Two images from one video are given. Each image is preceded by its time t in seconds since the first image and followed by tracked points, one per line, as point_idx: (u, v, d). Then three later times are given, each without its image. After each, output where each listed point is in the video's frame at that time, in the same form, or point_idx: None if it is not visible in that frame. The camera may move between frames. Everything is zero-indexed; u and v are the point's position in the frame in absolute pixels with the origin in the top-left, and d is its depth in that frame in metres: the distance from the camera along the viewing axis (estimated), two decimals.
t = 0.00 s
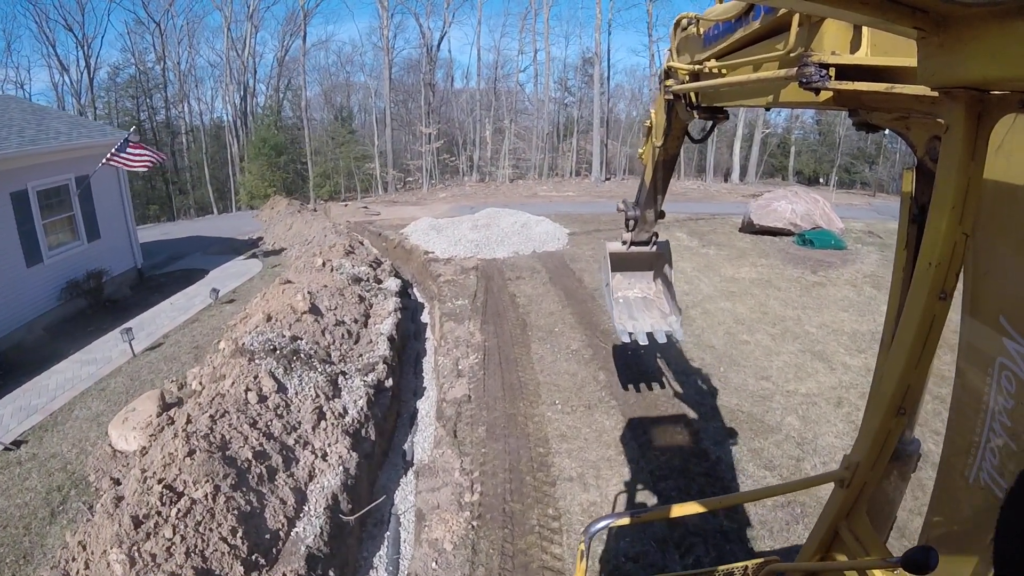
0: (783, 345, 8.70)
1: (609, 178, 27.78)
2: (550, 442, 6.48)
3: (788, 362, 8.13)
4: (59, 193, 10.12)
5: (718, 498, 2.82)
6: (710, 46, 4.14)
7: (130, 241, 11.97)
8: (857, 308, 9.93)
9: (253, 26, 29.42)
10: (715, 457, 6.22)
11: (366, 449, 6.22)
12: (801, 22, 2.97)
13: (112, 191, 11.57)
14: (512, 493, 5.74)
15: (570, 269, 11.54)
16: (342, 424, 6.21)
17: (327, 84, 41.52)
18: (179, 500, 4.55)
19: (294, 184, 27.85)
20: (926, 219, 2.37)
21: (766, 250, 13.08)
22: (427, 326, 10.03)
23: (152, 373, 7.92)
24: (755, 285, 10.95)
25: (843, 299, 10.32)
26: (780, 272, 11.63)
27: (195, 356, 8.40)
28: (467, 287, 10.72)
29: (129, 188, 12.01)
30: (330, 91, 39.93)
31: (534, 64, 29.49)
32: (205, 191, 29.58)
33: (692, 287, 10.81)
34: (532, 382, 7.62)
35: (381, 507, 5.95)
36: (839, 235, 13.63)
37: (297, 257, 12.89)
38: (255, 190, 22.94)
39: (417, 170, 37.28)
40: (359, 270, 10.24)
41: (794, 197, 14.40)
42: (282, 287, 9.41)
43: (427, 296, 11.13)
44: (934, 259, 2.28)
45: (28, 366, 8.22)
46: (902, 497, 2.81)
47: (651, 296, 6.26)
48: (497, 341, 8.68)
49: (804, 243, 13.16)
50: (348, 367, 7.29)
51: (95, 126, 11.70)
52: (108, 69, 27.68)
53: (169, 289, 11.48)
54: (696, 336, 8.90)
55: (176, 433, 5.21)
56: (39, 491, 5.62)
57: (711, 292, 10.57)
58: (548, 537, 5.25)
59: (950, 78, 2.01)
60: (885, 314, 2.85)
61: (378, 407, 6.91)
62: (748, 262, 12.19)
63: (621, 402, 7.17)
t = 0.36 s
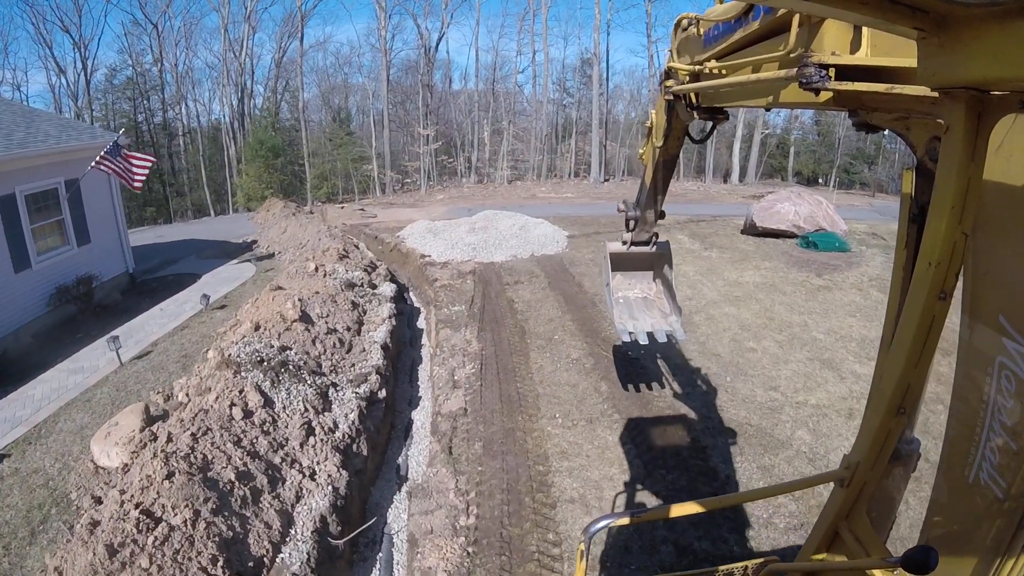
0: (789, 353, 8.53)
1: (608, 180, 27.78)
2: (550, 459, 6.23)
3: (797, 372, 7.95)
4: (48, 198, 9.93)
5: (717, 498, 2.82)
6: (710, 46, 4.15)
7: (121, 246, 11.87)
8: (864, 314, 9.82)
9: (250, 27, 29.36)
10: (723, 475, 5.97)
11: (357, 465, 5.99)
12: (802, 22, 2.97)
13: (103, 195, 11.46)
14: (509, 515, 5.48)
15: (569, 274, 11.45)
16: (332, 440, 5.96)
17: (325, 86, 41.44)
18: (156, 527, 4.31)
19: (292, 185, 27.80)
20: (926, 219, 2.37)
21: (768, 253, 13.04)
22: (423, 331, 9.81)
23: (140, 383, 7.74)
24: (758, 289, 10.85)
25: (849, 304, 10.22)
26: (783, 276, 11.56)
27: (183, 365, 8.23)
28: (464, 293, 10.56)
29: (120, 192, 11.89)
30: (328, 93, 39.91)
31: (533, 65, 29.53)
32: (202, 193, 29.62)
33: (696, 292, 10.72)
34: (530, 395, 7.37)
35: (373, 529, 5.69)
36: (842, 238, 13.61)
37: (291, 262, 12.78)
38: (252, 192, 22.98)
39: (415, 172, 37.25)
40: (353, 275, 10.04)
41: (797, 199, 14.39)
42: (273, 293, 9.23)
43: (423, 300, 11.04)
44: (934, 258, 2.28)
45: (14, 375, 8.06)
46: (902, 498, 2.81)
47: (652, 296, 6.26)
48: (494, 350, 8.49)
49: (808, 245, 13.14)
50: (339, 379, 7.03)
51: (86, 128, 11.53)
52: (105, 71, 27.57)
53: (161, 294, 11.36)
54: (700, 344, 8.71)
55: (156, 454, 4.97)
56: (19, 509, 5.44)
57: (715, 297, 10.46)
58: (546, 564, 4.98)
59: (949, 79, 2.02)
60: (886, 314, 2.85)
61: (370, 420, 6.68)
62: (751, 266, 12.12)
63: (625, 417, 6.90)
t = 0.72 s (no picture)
0: (802, 363, 8.31)
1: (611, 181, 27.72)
2: (554, 479, 5.99)
3: (811, 383, 7.72)
4: (43, 200, 9.87)
5: (718, 499, 2.82)
6: (709, 46, 4.13)
7: (118, 249, 11.74)
8: (876, 321, 9.63)
9: (253, 27, 29.36)
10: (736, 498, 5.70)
11: (352, 482, 5.83)
12: (801, 22, 2.96)
13: (99, 197, 11.37)
14: (510, 541, 5.25)
15: (574, 278, 11.31)
16: (326, 456, 5.78)
17: (327, 87, 41.40)
18: (136, 554, 4.09)
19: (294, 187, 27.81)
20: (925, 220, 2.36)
21: (776, 257, 12.89)
22: (424, 336, 9.79)
23: (132, 391, 7.37)
24: (768, 295, 10.66)
25: (861, 310, 10.05)
26: (793, 281, 11.39)
27: (175, 373, 7.88)
28: (466, 298, 10.37)
29: (118, 195, 11.82)
30: (331, 93, 39.93)
31: (536, 66, 29.52)
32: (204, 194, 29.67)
33: (703, 297, 10.52)
34: (533, 408, 7.14)
35: (366, 552, 5.51)
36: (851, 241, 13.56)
37: (289, 266, 12.56)
38: (254, 192, 23.43)
39: (418, 173, 37.19)
40: (352, 279, 9.98)
41: (805, 202, 14.32)
42: (271, 294, 8.96)
43: (424, 305, 10.94)
44: (933, 258, 2.27)
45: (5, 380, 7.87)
46: (902, 497, 2.80)
47: (650, 297, 6.27)
48: (496, 359, 8.27)
49: (817, 249, 13.11)
50: (334, 391, 6.85)
51: (82, 130, 11.46)
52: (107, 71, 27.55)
53: (157, 297, 11.15)
54: (711, 354, 8.47)
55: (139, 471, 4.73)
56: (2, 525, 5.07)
57: (724, 303, 10.25)
58: None
59: (947, 80, 2.02)
60: (886, 314, 2.84)
61: (367, 433, 6.53)
62: (759, 271, 11.93)
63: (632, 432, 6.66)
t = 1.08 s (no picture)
0: (814, 373, 8.08)
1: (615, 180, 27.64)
2: (558, 499, 5.77)
3: (825, 395, 7.50)
4: (36, 201, 9.64)
5: (718, 498, 2.82)
6: (709, 45, 4.12)
7: (114, 250, 11.53)
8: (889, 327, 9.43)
9: (255, 26, 29.34)
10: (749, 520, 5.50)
11: (345, 499, 5.69)
12: (800, 22, 2.96)
13: (94, 197, 11.14)
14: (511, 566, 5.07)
15: (578, 281, 11.19)
16: (318, 472, 5.63)
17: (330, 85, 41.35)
18: None
19: (296, 186, 27.86)
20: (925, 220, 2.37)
21: (783, 260, 12.74)
22: (423, 340, 9.69)
23: (121, 399, 7.31)
24: (778, 300, 10.45)
25: (873, 315, 9.87)
26: (803, 285, 11.19)
27: (165, 380, 7.79)
28: (467, 304, 10.19)
29: (113, 195, 11.58)
30: (334, 92, 39.91)
31: (540, 65, 29.48)
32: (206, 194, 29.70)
33: (712, 302, 10.30)
34: (536, 420, 6.92)
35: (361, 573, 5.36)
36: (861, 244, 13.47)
37: (286, 268, 12.41)
38: (255, 192, 23.47)
39: (421, 172, 37.11)
40: (350, 283, 9.85)
41: (814, 203, 14.19)
42: (267, 301, 8.81)
43: (424, 309, 10.87)
44: (933, 258, 2.29)
45: None
46: (902, 497, 2.79)
47: (648, 296, 6.27)
48: (498, 367, 8.07)
49: (826, 252, 13.01)
50: (329, 402, 6.70)
51: (76, 129, 11.25)
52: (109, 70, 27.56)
53: (153, 299, 11.04)
54: (721, 362, 8.25)
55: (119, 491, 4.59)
56: None
57: (733, 309, 10.03)
58: None
59: (948, 79, 2.01)
60: (886, 314, 2.84)
61: (362, 446, 6.39)
62: (768, 274, 11.72)
63: (638, 448, 6.42)
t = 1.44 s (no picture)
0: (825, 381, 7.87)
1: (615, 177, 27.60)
2: (561, 522, 5.50)
3: (838, 405, 7.26)
4: (25, 202, 9.50)
5: (717, 498, 2.82)
6: (709, 45, 4.13)
7: (106, 250, 11.40)
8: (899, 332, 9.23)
9: (253, 23, 29.30)
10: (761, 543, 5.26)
11: (336, 517, 5.49)
12: (801, 21, 2.96)
13: (85, 197, 10.99)
14: None
15: (578, 283, 11.16)
16: (305, 490, 5.44)
17: (329, 82, 41.25)
18: None
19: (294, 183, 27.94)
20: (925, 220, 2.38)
21: (787, 261, 12.67)
22: (420, 345, 9.57)
23: (107, 409, 6.99)
24: (785, 303, 10.27)
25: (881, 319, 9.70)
26: (810, 287, 11.02)
27: (153, 389, 7.43)
28: (464, 308, 10.02)
29: (105, 196, 11.41)
30: (332, 90, 39.84)
31: (539, 62, 29.45)
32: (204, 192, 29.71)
33: (718, 305, 10.12)
34: (537, 435, 6.68)
35: None
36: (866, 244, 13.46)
37: (280, 268, 12.29)
38: (254, 190, 23.26)
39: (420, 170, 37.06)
40: (344, 286, 9.63)
41: (820, 203, 14.13)
42: (257, 305, 8.60)
43: (421, 312, 10.81)
44: (933, 258, 2.30)
45: None
46: (903, 496, 2.79)
47: (647, 296, 6.27)
48: (497, 376, 7.84)
49: (833, 253, 12.95)
50: (319, 414, 6.50)
51: (67, 127, 11.07)
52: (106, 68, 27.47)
53: (145, 300, 10.85)
54: (729, 370, 8.02)
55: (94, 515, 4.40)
56: None
57: (739, 312, 9.85)
58: None
59: (948, 80, 2.02)
60: (886, 313, 2.84)
61: (353, 460, 6.21)
62: (773, 276, 11.58)
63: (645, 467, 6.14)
